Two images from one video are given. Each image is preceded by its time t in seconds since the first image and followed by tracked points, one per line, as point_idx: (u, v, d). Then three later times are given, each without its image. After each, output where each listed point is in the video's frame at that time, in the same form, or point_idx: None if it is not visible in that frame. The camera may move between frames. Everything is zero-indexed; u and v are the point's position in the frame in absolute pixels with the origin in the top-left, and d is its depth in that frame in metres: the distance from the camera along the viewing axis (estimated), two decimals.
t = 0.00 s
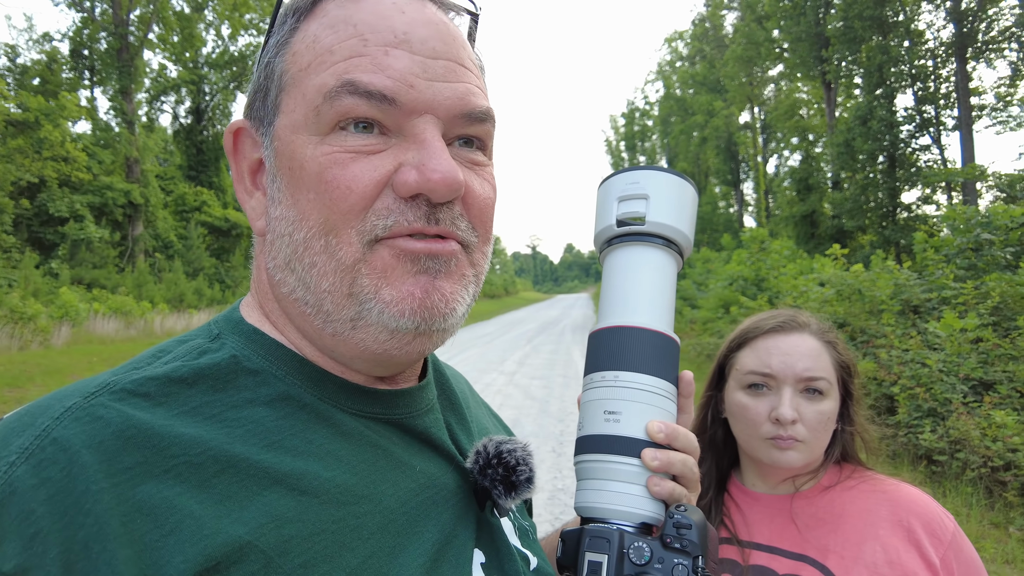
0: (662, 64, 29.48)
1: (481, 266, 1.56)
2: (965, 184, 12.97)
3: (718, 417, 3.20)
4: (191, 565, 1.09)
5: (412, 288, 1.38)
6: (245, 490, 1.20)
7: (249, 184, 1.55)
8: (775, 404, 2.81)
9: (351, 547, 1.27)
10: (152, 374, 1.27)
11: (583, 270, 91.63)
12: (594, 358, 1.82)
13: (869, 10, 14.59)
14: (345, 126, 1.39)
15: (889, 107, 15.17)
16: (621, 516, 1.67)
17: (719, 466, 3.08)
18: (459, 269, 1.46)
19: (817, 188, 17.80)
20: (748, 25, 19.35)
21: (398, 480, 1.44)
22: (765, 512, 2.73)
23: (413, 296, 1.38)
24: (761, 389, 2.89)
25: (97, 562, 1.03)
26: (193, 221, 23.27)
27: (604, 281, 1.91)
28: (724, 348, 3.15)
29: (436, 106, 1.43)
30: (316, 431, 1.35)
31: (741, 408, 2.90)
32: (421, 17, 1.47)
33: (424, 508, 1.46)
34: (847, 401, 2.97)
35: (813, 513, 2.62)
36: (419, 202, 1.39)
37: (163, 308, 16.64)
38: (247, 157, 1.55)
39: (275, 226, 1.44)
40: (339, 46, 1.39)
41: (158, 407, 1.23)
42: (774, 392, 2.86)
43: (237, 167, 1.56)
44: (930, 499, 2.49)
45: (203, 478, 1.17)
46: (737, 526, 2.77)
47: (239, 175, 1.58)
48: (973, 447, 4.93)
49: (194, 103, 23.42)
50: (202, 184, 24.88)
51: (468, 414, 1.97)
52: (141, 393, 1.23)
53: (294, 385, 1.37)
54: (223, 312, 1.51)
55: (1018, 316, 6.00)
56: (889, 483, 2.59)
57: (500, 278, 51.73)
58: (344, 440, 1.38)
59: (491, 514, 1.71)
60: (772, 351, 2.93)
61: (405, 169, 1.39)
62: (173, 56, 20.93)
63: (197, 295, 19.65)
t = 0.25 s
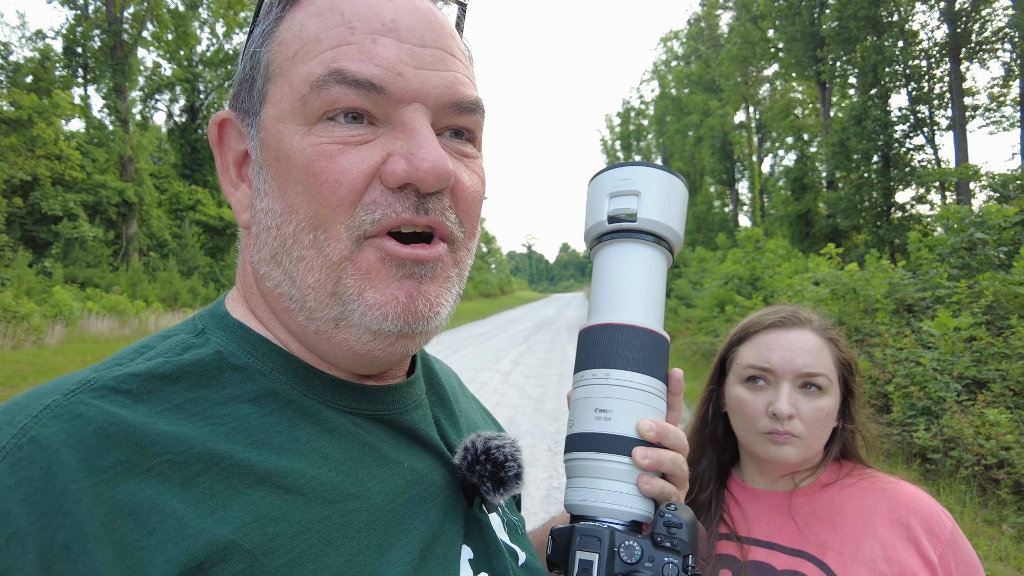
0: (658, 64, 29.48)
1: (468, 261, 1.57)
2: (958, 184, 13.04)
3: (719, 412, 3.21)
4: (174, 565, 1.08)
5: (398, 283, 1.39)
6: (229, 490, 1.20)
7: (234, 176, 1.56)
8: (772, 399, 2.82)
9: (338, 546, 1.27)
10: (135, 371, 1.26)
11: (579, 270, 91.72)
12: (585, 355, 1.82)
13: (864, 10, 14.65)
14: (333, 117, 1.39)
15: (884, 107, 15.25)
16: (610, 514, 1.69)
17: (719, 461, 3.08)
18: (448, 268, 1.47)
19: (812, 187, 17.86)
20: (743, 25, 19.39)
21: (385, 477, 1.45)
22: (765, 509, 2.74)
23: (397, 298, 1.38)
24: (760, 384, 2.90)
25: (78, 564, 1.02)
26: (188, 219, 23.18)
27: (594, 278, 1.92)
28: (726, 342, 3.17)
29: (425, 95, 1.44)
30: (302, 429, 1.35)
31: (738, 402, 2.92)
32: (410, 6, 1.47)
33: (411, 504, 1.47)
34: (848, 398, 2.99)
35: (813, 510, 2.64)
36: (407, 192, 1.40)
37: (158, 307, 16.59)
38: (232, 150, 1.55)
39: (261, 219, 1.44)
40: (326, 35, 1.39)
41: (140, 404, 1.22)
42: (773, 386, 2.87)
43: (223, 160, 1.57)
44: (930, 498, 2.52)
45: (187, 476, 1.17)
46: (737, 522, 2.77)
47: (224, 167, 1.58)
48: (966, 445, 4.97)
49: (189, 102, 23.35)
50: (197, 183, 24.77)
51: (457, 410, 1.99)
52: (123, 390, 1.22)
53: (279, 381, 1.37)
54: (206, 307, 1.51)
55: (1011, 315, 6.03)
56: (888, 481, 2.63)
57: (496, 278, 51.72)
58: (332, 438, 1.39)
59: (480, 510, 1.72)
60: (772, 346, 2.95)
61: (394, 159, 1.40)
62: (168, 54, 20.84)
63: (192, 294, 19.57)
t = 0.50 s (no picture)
0: (654, 64, 29.51)
1: (467, 264, 1.58)
2: (953, 184, 13.11)
3: (724, 410, 3.24)
4: (166, 571, 1.07)
5: (399, 285, 1.39)
6: (221, 493, 1.19)
7: (228, 175, 1.55)
8: (773, 398, 2.83)
9: (332, 549, 1.27)
10: (125, 374, 1.25)
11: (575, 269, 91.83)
12: (580, 355, 1.82)
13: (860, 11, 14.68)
14: (331, 121, 1.39)
15: (880, 108, 15.32)
16: (604, 515, 1.69)
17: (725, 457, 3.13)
18: (449, 272, 1.48)
19: (808, 187, 17.92)
20: (739, 25, 19.44)
21: (380, 479, 1.44)
22: (768, 508, 2.74)
23: (400, 300, 1.38)
24: (762, 383, 2.90)
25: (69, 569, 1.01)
26: (184, 219, 23.12)
27: (590, 277, 1.92)
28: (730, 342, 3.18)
29: (423, 100, 1.44)
30: (295, 431, 1.35)
31: (741, 401, 2.93)
32: (410, 9, 1.47)
33: (405, 506, 1.47)
34: (853, 399, 2.98)
35: (817, 509, 2.63)
36: (406, 198, 1.40)
37: (154, 307, 16.55)
38: (226, 149, 1.54)
39: (256, 221, 1.43)
40: (324, 37, 1.38)
41: (131, 408, 1.21)
42: (775, 386, 2.87)
43: (215, 158, 1.56)
44: (934, 498, 2.50)
45: (179, 481, 1.16)
46: (742, 521, 2.78)
47: (217, 166, 1.56)
48: (962, 444, 4.98)
49: (185, 101, 23.29)
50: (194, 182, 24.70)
51: (452, 410, 1.98)
52: (114, 393, 1.21)
53: (272, 383, 1.36)
54: (198, 309, 1.50)
55: (1007, 315, 6.05)
56: (893, 482, 2.61)
57: (493, 278, 51.71)
58: (326, 440, 1.39)
59: (475, 511, 1.72)
60: (776, 346, 2.94)
61: (393, 164, 1.40)
62: (164, 53, 20.78)
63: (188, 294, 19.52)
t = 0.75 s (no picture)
0: (651, 64, 29.54)
1: (465, 262, 1.58)
2: (949, 184, 13.15)
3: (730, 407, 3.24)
4: (161, 567, 1.07)
5: (399, 283, 1.39)
6: (217, 489, 1.19)
7: (224, 171, 1.55)
8: (781, 397, 2.83)
9: (327, 544, 1.27)
10: (119, 371, 1.25)
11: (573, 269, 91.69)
12: (577, 349, 1.82)
13: (857, 11, 14.72)
14: (331, 122, 1.39)
15: (876, 108, 15.39)
16: (606, 510, 1.69)
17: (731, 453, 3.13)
18: (448, 266, 1.48)
19: (804, 187, 17.96)
20: (736, 26, 19.49)
21: (375, 475, 1.44)
22: (772, 506, 2.75)
23: (400, 294, 1.38)
24: (769, 382, 2.92)
25: (63, 567, 1.01)
26: (181, 218, 23.07)
27: (586, 270, 1.92)
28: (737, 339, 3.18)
29: (424, 102, 1.44)
30: (291, 428, 1.35)
31: (747, 399, 2.94)
32: (412, 10, 1.47)
33: (401, 502, 1.47)
34: (858, 399, 2.97)
35: (821, 508, 2.64)
36: (405, 200, 1.40)
37: (150, 306, 16.50)
38: (223, 144, 1.53)
39: (254, 218, 1.43)
40: (325, 37, 1.38)
41: (126, 405, 1.21)
42: (783, 384, 2.88)
43: (211, 153, 1.55)
44: (936, 497, 2.52)
45: (174, 477, 1.16)
46: (746, 518, 2.79)
47: (213, 162, 1.56)
48: (959, 444, 5.00)
49: (181, 100, 23.23)
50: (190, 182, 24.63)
51: (448, 407, 1.98)
52: (108, 390, 1.21)
53: (268, 380, 1.36)
54: (193, 306, 1.49)
55: (1002, 315, 6.07)
56: (896, 482, 2.62)
57: (491, 278, 51.69)
58: (322, 437, 1.39)
59: (471, 506, 1.72)
60: (782, 345, 2.95)
61: (392, 165, 1.40)
62: (161, 52, 20.72)
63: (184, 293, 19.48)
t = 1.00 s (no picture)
0: (649, 64, 29.56)
1: (448, 278, 1.57)
2: (946, 184, 13.19)
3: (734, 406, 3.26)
4: (154, 566, 1.07)
5: (375, 304, 1.39)
6: (211, 487, 1.19)
7: (218, 170, 1.55)
8: (783, 396, 2.84)
9: (321, 543, 1.27)
10: (113, 370, 1.24)
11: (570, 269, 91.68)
12: (566, 345, 1.83)
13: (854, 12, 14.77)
14: (315, 135, 1.38)
15: (873, 109, 15.44)
16: (593, 503, 1.70)
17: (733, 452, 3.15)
18: (426, 287, 1.47)
19: (802, 188, 18.00)
20: (734, 26, 19.52)
21: (368, 474, 1.44)
22: (774, 504, 2.77)
23: (374, 317, 1.38)
24: (772, 381, 2.92)
25: (57, 565, 1.01)
26: (178, 218, 23.04)
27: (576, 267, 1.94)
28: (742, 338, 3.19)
29: (411, 117, 1.42)
30: (284, 427, 1.35)
31: (750, 398, 2.95)
32: (404, 18, 1.46)
33: (395, 500, 1.47)
34: (862, 398, 3.00)
35: (821, 506, 2.64)
36: (386, 218, 1.39)
37: (148, 306, 16.46)
38: (216, 144, 1.54)
39: (241, 223, 1.44)
40: (313, 46, 1.37)
41: (120, 403, 1.20)
42: (785, 384, 2.89)
43: (207, 152, 1.56)
44: (936, 497, 2.51)
45: (169, 475, 1.16)
46: (748, 517, 2.81)
47: (208, 161, 1.57)
48: (955, 443, 5.02)
49: (179, 100, 23.19)
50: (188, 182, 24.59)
51: (442, 406, 1.98)
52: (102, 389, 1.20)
53: (261, 380, 1.36)
54: (187, 305, 1.49)
55: (998, 315, 6.08)
56: (897, 481, 2.62)
57: (488, 278, 51.70)
58: (316, 435, 1.39)
59: (465, 505, 1.72)
60: (788, 345, 2.95)
61: (375, 182, 1.39)
62: (158, 51, 20.68)
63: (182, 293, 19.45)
